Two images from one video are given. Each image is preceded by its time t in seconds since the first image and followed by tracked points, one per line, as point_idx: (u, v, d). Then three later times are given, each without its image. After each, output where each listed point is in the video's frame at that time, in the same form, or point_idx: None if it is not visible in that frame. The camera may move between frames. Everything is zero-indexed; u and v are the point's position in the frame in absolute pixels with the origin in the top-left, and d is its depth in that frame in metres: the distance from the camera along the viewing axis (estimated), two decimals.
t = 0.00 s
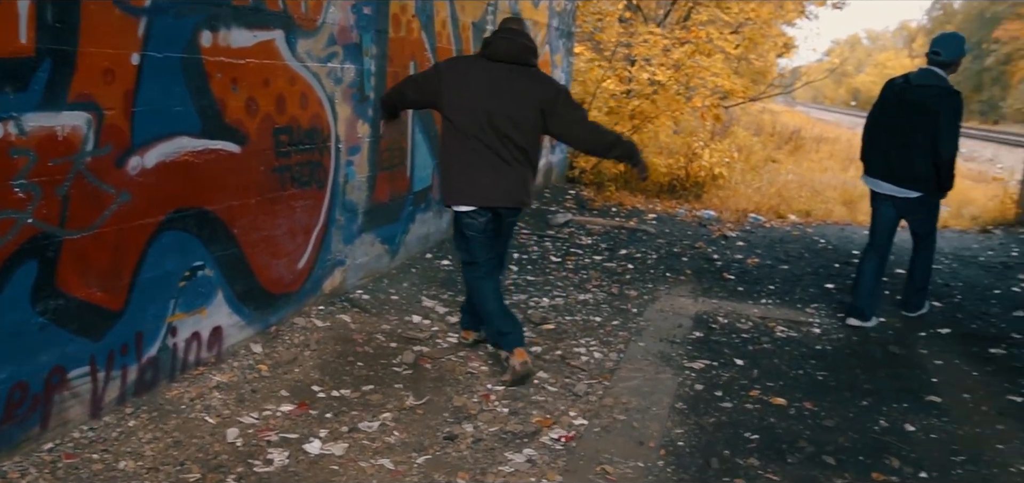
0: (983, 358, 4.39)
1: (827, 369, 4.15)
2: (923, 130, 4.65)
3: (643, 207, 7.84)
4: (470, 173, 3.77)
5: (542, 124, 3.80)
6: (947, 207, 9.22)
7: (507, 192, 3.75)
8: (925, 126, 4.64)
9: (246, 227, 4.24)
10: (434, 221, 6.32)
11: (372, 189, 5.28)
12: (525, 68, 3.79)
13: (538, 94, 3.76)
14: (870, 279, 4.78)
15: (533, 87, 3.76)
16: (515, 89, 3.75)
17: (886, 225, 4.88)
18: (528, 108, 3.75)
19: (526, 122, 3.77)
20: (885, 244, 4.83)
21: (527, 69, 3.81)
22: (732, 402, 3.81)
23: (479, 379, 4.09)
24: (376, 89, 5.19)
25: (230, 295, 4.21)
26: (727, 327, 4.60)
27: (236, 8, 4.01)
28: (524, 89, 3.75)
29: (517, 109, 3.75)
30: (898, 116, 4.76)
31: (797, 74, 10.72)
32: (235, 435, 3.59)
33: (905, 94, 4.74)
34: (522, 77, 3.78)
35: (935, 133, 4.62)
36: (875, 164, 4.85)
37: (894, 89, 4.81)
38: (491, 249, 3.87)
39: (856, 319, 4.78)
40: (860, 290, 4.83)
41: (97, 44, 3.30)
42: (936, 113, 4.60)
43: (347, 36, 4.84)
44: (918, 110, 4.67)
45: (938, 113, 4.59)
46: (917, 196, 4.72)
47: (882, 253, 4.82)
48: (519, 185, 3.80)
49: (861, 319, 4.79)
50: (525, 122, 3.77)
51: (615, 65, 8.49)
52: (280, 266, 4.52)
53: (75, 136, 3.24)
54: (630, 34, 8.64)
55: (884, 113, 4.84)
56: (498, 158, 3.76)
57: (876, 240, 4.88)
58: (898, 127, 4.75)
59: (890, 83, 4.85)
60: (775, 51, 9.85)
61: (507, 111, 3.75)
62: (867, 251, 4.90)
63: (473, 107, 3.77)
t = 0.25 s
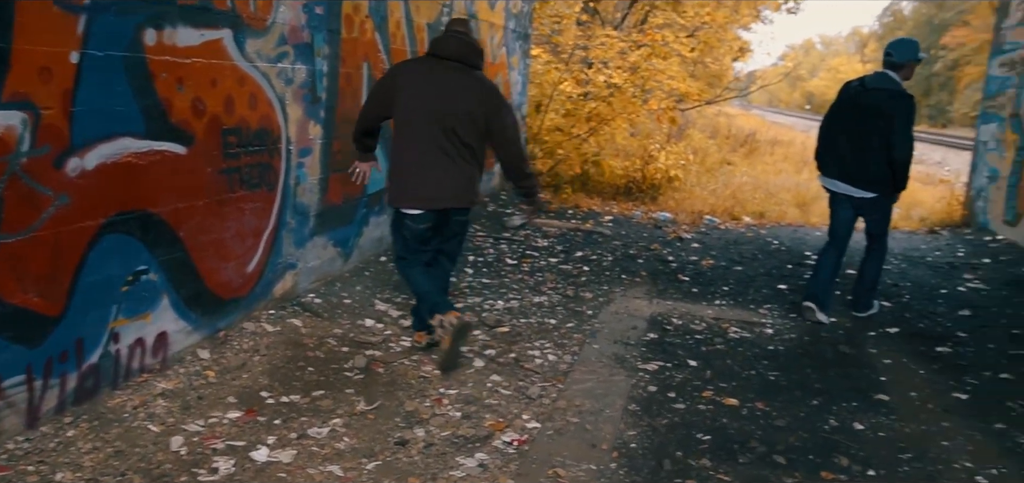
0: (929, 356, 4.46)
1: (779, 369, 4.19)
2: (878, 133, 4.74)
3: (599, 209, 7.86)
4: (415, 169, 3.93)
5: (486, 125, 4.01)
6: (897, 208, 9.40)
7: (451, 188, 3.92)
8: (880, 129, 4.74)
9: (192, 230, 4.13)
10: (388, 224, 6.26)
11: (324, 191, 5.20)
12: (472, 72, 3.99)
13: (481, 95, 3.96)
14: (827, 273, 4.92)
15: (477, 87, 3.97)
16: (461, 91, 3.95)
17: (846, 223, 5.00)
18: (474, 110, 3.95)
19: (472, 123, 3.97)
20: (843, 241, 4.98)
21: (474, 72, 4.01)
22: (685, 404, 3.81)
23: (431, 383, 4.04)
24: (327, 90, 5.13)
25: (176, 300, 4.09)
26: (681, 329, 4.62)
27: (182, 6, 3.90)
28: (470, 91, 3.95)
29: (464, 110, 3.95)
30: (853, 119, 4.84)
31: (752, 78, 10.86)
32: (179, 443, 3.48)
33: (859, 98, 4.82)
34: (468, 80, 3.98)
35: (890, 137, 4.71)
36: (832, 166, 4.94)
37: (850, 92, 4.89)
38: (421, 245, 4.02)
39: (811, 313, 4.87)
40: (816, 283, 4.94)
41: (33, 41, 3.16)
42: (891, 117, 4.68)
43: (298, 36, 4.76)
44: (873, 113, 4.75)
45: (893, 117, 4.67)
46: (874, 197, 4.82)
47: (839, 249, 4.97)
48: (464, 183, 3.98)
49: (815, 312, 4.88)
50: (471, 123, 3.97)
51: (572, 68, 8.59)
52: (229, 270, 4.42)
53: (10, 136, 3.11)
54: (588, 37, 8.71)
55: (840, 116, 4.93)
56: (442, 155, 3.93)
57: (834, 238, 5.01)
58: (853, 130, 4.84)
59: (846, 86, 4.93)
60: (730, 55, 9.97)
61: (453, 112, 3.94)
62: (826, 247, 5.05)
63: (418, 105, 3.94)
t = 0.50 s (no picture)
0: (875, 354, 4.54)
1: (728, 369, 4.21)
2: (831, 134, 4.92)
3: (553, 211, 7.87)
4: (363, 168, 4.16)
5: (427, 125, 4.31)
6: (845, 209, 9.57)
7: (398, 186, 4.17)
8: (831, 132, 4.93)
9: (132, 236, 3.99)
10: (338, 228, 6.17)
11: (271, 195, 5.11)
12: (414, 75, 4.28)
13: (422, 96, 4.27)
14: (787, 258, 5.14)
15: (418, 88, 4.26)
16: (406, 94, 4.22)
17: (802, 217, 5.28)
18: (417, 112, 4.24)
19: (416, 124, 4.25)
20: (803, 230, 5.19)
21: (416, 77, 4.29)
22: (636, 405, 3.81)
23: (381, 389, 3.98)
24: (274, 92, 5.03)
25: (115, 308, 3.94)
26: (633, 330, 4.63)
27: (120, 4, 3.75)
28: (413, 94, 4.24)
29: (409, 113, 4.22)
30: (807, 122, 5.02)
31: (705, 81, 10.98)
32: (117, 456, 3.34)
33: (813, 102, 5.01)
34: (412, 84, 4.26)
35: (843, 137, 4.92)
36: (787, 168, 5.13)
37: (803, 95, 5.08)
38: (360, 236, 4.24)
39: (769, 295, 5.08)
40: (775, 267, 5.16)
41: None
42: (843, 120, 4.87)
43: (242, 37, 4.67)
44: (826, 115, 4.94)
45: (846, 119, 4.86)
46: (826, 198, 4.99)
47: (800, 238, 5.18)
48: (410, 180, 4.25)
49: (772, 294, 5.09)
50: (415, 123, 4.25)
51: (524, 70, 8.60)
52: (172, 276, 4.30)
53: None
54: (541, 40, 8.71)
55: (794, 119, 5.11)
56: (389, 153, 4.19)
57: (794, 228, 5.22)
58: (807, 133, 5.03)
59: (799, 90, 5.10)
60: (683, 58, 10.06)
61: (400, 114, 4.20)
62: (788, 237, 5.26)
63: (365, 106, 4.17)
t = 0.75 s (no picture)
0: (821, 352, 4.59)
1: (677, 370, 4.22)
2: (780, 121, 5.06)
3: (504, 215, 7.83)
4: (310, 165, 4.12)
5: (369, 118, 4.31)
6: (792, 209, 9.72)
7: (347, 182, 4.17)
8: (780, 118, 5.05)
9: (64, 243, 3.83)
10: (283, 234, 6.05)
11: (212, 200, 4.98)
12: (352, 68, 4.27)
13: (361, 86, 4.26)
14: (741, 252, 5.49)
15: (357, 82, 4.26)
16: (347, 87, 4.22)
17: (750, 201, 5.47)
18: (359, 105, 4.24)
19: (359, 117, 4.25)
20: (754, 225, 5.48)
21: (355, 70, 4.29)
22: (585, 409, 3.78)
23: (326, 397, 3.89)
24: (214, 95, 4.91)
25: (46, 319, 3.78)
26: (583, 333, 4.61)
27: (48, 3, 3.59)
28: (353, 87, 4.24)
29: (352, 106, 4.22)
30: (756, 110, 5.16)
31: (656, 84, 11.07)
32: (46, 474, 3.19)
33: (762, 90, 5.14)
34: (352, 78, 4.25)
35: (794, 123, 5.04)
36: (739, 155, 5.26)
37: (753, 85, 5.22)
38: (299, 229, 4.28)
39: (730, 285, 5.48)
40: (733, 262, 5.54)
41: None
42: (791, 106, 4.99)
43: (180, 38, 4.54)
44: (775, 103, 5.07)
45: (796, 105, 4.97)
46: (775, 184, 5.10)
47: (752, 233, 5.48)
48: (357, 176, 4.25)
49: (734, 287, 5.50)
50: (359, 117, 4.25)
51: (474, 73, 8.57)
52: (108, 284, 4.15)
53: None
54: (492, 43, 8.70)
55: (745, 107, 5.26)
56: (335, 149, 4.17)
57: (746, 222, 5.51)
58: (757, 120, 5.16)
59: (750, 79, 5.25)
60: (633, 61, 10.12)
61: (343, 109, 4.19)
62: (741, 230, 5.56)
63: (306, 102, 4.14)
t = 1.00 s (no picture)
0: (767, 352, 4.63)
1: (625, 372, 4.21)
2: (731, 115, 5.13)
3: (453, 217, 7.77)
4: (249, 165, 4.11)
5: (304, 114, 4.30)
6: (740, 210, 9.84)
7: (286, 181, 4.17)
8: (733, 112, 5.12)
9: None
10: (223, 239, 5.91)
11: (149, 206, 4.83)
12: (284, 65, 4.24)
13: (295, 80, 4.27)
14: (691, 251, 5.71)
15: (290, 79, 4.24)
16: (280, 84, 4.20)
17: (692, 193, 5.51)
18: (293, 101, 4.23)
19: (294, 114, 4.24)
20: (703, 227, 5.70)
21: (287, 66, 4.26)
22: (533, 413, 3.75)
23: (267, 407, 3.79)
24: (151, 97, 4.77)
25: None
26: (531, 336, 4.58)
27: None
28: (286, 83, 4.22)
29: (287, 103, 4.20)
30: (707, 102, 5.19)
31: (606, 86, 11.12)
32: None
33: (714, 83, 5.19)
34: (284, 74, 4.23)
35: (746, 116, 5.12)
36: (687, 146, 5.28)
37: (703, 77, 5.25)
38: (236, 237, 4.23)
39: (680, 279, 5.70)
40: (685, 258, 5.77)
41: None
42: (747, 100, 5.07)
43: (114, 38, 4.39)
44: (728, 96, 5.13)
45: (751, 98, 5.06)
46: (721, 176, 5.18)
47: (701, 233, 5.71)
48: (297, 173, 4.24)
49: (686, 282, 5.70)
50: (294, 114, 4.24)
51: (421, 75, 8.53)
52: (38, 295, 3.97)
53: None
54: (442, 45, 8.65)
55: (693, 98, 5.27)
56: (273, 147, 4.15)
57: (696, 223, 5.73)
58: (707, 113, 5.20)
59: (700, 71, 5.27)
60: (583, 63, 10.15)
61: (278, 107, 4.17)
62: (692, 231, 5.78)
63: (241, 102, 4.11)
